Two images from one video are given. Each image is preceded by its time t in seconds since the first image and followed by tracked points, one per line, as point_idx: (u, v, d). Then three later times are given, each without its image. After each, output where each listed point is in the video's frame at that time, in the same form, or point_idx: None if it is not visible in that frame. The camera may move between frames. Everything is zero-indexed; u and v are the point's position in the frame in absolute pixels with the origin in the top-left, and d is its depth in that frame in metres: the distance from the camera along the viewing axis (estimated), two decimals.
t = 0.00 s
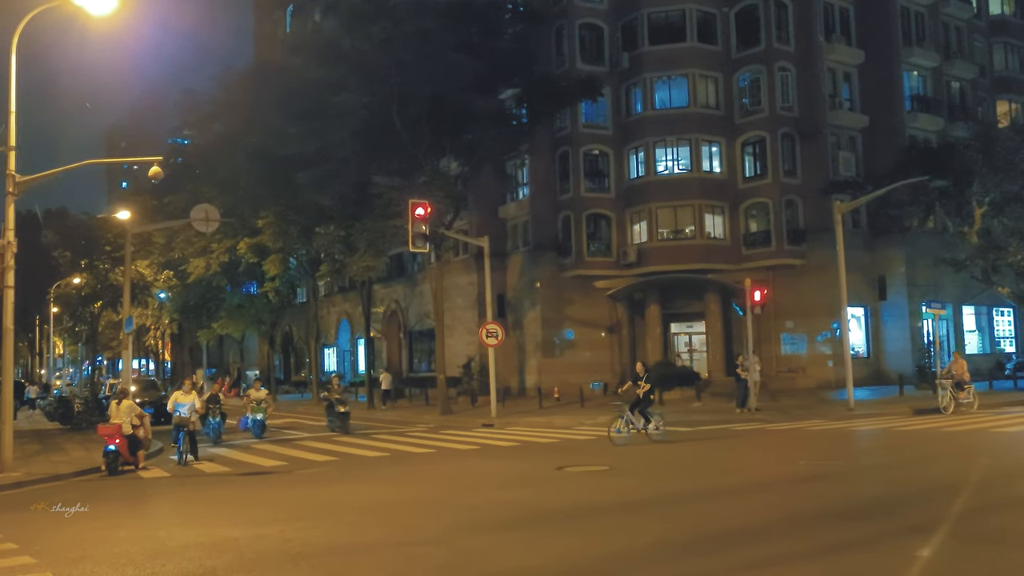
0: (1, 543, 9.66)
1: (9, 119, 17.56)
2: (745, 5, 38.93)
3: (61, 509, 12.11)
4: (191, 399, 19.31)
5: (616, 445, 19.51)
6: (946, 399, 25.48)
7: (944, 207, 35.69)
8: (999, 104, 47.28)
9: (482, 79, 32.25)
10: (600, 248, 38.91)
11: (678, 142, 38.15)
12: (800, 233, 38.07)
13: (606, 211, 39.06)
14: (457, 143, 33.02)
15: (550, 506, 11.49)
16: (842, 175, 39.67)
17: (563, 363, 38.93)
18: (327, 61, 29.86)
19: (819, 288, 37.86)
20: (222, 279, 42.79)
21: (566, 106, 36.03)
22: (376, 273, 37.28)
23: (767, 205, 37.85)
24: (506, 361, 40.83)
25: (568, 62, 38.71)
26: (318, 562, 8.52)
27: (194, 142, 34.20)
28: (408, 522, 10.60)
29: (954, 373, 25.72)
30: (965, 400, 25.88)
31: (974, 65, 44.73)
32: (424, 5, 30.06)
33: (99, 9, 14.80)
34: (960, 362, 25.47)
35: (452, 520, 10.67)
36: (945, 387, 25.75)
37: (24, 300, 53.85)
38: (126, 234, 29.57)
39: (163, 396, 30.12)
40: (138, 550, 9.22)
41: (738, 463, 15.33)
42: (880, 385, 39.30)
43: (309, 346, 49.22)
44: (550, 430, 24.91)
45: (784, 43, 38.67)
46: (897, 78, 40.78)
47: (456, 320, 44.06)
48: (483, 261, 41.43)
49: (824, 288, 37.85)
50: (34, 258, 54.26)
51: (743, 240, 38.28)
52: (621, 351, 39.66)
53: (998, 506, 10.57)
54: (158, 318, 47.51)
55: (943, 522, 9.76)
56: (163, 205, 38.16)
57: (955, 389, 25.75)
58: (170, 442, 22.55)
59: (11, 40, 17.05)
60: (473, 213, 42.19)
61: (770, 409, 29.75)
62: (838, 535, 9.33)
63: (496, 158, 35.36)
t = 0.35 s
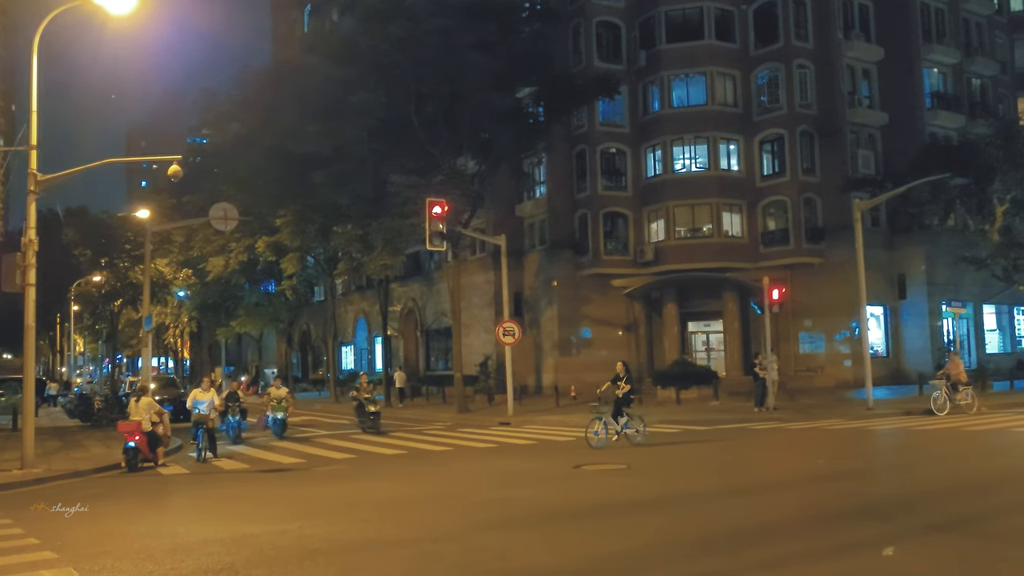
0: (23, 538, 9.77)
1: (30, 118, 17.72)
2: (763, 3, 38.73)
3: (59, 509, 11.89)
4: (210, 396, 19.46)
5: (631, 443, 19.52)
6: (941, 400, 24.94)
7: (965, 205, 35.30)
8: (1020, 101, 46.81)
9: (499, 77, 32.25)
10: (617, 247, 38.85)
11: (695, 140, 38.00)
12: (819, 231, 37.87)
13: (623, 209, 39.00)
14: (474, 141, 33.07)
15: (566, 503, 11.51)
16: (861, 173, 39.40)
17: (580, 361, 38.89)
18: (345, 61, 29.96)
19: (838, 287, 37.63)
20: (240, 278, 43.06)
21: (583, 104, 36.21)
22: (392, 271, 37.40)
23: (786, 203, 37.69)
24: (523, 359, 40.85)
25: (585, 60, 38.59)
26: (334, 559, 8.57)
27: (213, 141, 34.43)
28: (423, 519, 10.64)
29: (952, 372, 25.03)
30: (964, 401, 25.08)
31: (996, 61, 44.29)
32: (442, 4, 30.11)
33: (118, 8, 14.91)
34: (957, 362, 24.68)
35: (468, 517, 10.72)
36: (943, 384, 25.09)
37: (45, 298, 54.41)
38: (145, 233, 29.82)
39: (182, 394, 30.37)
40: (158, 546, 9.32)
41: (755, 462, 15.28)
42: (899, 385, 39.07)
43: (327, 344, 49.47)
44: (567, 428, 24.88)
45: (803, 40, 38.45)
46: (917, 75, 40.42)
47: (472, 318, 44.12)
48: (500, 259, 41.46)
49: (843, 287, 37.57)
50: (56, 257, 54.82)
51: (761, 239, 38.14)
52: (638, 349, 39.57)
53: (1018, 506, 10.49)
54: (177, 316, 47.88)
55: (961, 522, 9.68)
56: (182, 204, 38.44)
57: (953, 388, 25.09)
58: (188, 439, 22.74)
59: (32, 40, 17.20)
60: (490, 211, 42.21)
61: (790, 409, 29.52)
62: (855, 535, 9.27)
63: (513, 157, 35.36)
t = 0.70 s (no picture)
0: (41, 535, 9.86)
1: (49, 118, 17.89)
2: None
3: (59, 509, 11.75)
4: (226, 394, 19.56)
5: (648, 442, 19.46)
6: (929, 401, 24.89)
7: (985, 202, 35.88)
8: None
9: (515, 75, 32.23)
10: (633, 245, 38.79)
11: (712, 138, 37.83)
12: (837, 229, 37.64)
13: (639, 208, 38.92)
14: (490, 140, 33.09)
15: (582, 503, 11.49)
16: (880, 171, 39.11)
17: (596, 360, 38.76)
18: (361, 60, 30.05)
19: (855, 285, 37.37)
20: (257, 276, 43.26)
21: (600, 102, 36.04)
22: (408, 270, 37.48)
23: (803, 202, 37.51)
24: (538, 358, 40.80)
25: (601, 58, 38.41)
26: (350, 557, 8.59)
27: (230, 140, 34.64)
28: (438, 517, 10.66)
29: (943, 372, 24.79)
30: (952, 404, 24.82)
31: (1016, 58, 43.84)
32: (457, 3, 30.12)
33: (135, 8, 15.02)
34: (947, 363, 24.33)
35: (484, 515, 10.71)
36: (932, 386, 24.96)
37: (64, 297, 54.90)
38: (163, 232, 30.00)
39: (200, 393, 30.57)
40: (175, 543, 9.37)
41: (773, 462, 15.19)
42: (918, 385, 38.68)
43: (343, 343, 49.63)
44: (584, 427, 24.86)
45: (820, 38, 38.25)
46: (936, 72, 40.04)
47: (488, 317, 44.14)
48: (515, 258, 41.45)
49: (862, 286, 37.27)
50: (76, 256, 55.30)
51: (778, 237, 37.96)
52: (655, 348, 39.41)
53: None
54: (195, 315, 48.17)
55: (980, 522, 9.60)
56: (200, 203, 38.69)
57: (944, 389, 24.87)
58: (206, 438, 22.87)
59: (51, 41, 17.35)
60: (506, 210, 42.19)
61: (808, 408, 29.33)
62: (873, 535, 9.21)
63: (529, 156, 35.34)
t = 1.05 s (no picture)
0: (54, 533, 9.92)
1: (62, 119, 17.99)
2: None
3: (59, 509, 11.72)
4: (238, 394, 19.69)
5: (657, 441, 19.50)
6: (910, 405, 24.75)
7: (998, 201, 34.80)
8: None
9: (526, 75, 32.19)
10: (645, 245, 38.76)
11: (723, 137, 37.70)
12: (849, 229, 37.49)
13: (651, 207, 38.88)
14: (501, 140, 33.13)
15: (594, 502, 11.49)
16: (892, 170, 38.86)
17: (607, 360, 38.58)
18: (372, 60, 30.13)
19: (868, 284, 37.15)
20: (269, 276, 43.37)
21: (611, 101, 35.96)
22: (419, 270, 37.54)
23: (815, 201, 37.40)
24: (550, 357, 40.79)
25: (612, 57, 38.32)
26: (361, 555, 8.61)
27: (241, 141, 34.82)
28: (450, 517, 10.67)
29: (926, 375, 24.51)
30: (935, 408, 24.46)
31: None
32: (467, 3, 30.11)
33: (147, 9, 15.09)
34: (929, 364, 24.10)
35: (496, 515, 10.72)
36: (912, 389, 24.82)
37: (78, 297, 55.26)
38: (175, 232, 30.06)
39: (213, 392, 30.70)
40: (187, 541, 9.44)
41: (784, 462, 15.16)
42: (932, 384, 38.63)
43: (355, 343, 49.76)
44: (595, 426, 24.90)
45: (833, 36, 38.10)
46: (949, 70, 39.75)
47: (499, 317, 44.13)
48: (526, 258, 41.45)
49: (874, 284, 37.02)
50: (89, 256, 55.62)
51: (790, 237, 37.84)
52: (665, 348, 39.33)
53: None
54: (207, 314, 48.36)
55: (993, 523, 9.54)
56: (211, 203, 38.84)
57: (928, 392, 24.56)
58: (218, 437, 22.98)
59: (65, 43, 17.45)
60: (517, 210, 42.18)
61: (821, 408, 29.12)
62: (885, 535, 9.17)
63: (540, 155, 35.32)
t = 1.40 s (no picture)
0: (64, 530, 9.99)
1: (73, 118, 18.08)
2: None
3: (59, 509, 11.65)
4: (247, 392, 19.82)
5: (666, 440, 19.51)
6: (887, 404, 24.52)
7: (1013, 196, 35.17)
8: None
9: (534, 73, 32.16)
10: (653, 243, 38.78)
11: (732, 135, 37.61)
12: (858, 227, 37.38)
13: (659, 205, 38.83)
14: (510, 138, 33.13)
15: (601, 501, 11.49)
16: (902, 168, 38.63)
17: (616, 359, 38.53)
18: (381, 59, 30.15)
19: (877, 283, 36.93)
20: (278, 275, 43.48)
21: (619, 99, 35.91)
22: (428, 268, 37.59)
23: (824, 199, 37.33)
24: (558, 356, 40.79)
25: (621, 55, 38.24)
26: (368, 554, 8.63)
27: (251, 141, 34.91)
28: (458, 516, 10.68)
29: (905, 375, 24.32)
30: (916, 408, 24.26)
31: None
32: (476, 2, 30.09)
33: (156, 9, 15.14)
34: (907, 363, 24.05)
35: (504, 513, 10.72)
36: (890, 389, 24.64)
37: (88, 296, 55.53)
38: (185, 231, 30.13)
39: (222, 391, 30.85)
40: (195, 539, 9.46)
41: (794, 461, 15.13)
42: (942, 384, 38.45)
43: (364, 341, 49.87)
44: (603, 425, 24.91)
45: (842, 34, 37.97)
46: (959, 68, 39.58)
47: (508, 316, 44.14)
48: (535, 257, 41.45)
49: (884, 282, 36.79)
50: (100, 255, 55.88)
51: (799, 235, 37.73)
52: (674, 346, 39.33)
53: None
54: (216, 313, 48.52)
55: (1003, 523, 9.47)
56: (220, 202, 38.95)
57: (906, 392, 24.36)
58: (228, 435, 23.07)
59: (75, 42, 17.53)
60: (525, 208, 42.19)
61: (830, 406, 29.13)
62: (892, 535, 9.12)
63: (548, 154, 35.28)
